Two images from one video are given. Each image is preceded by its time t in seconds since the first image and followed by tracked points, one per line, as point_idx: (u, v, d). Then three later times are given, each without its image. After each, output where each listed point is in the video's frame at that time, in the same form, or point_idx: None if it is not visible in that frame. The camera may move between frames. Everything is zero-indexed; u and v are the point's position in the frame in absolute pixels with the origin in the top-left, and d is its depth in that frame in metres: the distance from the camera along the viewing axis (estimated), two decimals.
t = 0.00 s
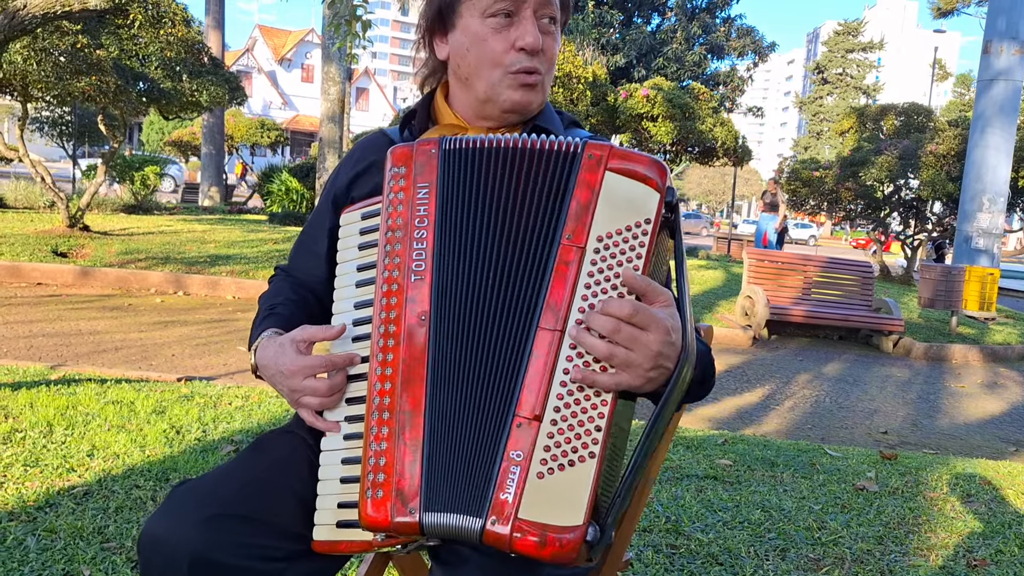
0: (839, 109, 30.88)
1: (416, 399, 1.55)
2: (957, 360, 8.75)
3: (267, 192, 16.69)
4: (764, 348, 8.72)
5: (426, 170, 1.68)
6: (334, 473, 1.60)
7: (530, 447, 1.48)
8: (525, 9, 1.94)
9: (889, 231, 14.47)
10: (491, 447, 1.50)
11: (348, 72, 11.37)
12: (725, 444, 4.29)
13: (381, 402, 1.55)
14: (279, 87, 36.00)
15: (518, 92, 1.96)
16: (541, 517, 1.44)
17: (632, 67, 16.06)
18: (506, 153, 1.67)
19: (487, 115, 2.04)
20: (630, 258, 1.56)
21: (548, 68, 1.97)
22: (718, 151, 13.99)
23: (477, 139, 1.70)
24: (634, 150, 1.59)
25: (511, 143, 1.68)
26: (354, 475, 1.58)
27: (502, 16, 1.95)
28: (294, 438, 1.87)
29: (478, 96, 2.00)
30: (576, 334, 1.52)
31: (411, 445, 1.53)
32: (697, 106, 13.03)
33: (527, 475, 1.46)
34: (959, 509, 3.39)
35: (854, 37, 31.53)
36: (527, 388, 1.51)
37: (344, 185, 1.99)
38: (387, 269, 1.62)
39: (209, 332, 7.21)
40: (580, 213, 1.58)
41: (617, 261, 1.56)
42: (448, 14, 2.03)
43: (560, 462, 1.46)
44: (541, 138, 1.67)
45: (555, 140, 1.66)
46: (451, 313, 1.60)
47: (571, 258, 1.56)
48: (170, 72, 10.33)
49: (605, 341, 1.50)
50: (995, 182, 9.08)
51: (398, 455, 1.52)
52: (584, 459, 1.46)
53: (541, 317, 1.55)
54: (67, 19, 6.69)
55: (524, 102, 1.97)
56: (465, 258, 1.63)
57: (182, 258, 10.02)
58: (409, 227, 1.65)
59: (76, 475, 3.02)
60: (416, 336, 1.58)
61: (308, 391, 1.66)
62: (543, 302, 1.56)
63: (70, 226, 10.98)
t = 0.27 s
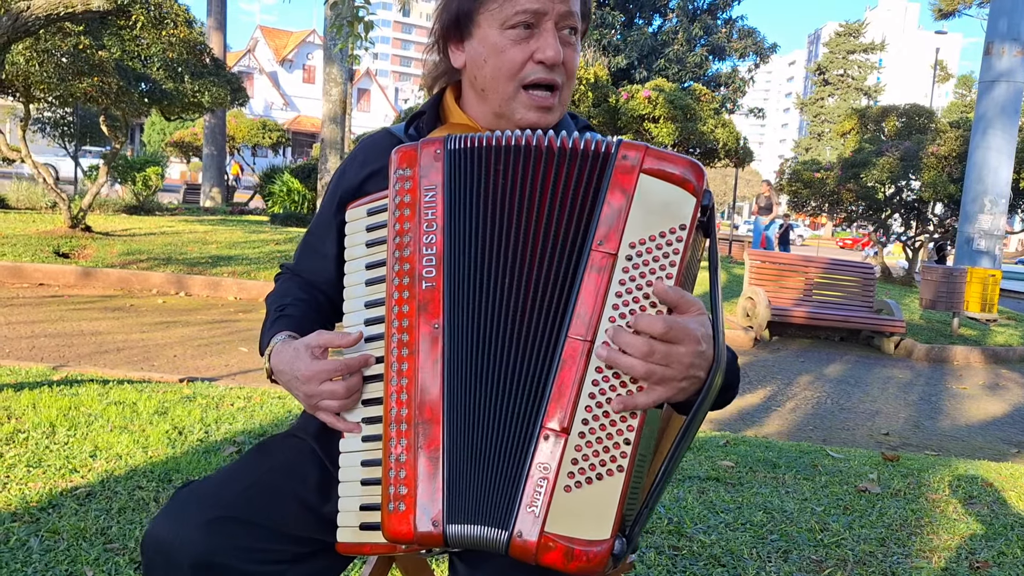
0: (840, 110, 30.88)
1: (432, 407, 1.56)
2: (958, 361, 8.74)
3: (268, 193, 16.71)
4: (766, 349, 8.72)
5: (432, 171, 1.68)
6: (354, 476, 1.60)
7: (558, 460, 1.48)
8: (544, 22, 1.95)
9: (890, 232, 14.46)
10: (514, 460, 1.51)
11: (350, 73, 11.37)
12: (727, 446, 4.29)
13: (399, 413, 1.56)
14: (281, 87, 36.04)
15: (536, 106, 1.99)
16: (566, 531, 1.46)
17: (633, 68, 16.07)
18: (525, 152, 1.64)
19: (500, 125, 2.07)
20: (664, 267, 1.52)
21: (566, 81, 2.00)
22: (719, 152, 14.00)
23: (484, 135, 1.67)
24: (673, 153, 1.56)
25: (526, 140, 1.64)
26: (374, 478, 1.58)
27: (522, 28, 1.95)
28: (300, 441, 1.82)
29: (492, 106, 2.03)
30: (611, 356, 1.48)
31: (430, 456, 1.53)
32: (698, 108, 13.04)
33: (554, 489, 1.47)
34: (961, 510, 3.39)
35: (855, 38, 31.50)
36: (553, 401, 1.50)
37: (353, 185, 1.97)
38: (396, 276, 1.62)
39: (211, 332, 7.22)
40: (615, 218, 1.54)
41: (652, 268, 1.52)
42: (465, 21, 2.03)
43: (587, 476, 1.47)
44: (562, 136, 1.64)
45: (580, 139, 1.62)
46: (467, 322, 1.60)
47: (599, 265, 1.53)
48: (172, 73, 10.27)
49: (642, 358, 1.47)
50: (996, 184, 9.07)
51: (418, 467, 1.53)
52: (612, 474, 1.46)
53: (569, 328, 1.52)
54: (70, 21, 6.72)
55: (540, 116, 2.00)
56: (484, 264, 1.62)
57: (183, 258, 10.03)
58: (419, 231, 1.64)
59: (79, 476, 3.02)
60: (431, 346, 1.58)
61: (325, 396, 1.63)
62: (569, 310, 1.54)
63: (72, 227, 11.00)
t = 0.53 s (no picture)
0: (841, 112, 30.87)
1: (446, 424, 1.58)
2: (962, 363, 8.72)
3: (270, 194, 16.69)
4: (769, 351, 8.71)
5: (443, 178, 1.67)
6: (368, 481, 1.62)
7: (586, 486, 1.48)
8: (565, 24, 1.97)
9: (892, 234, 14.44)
10: (532, 482, 1.52)
11: (352, 74, 11.35)
12: (733, 448, 4.27)
13: (408, 428, 1.59)
14: (282, 89, 36.04)
15: (555, 108, 2.02)
16: (588, 557, 1.47)
17: (635, 69, 16.05)
18: (546, 162, 1.61)
19: (518, 127, 2.10)
20: (699, 289, 1.48)
21: (585, 83, 2.03)
22: (721, 154, 13.97)
23: (496, 141, 1.65)
24: (704, 167, 1.51)
25: (546, 146, 1.61)
26: (388, 485, 1.60)
27: (542, 29, 1.98)
28: (309, 446, 1.79)
29: (510, 108, 2.06)
30: (641, 369, 1.46)
31: (442, 474, 1.56)
32: (701, 109, 13.03)
33: (581, 515, 1.48)
34: (969, 514, 3.38)
35: (856, 39, 31.48)
36: (580, 425, 1.49)
37: (370, 184, 1.96)
38: (406, 286, 1.63)
39: (213, 334, 7.20)
40: (650, 235, 1.51)
41: (686, 288, 1.49)
42: (485, 22, 2.06)
43: (614, 503, 1.47)
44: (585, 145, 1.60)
45: (609, 150, 1.59)
46: (480, 337, 1.60)
47: (625, 285, 1.51)
48: (173, 75, 10.15)
49: (673, 377, 1.45)
50: (999, 186, 9.05)
51: (430, 484, 1.56)
52: (641, 501, 1.46)
53: (598, 349, 1.51)
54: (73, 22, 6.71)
55: (558, 118, 2.03)
56: (498, 279, 1.62)
57: (185, 260, 10.00)
58: (428, 241, 1.64)
59: (83, 479, 3.00)
60: (442, 361, 1.59)
61: (341, 401, 1.62)
62: (590, 330, 1.53)
63: (74, 228, 10.98)
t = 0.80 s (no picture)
0: (842, 114, 30.87)
1: (462, 433, 1.57)
2: (965, 366, 8.70)
3: (272, 196, 16.67)
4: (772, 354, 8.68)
5: (457, 180, 1.67)
6: (382, 492, 1.61)
7: (610, 501, 1.44)
8: (584, 27, 1.94)
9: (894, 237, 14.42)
10: (555, 496, 1.50)
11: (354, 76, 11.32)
12: (739, 453, 4.24)
13: (426, 437, 1.57)
14: (282, 90, 36.04)
15: (573, 113, 1.99)
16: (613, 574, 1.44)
17: (637, 72, 16.04)
18: (566, 164, 1.59)
19: (537, 132, 2.07)
20: (735, 301, 1.42)
21: (605, 90, 1.99)
22: (724, 156, 13.97)
23: (510, 142, 1.65)
24: (748, 172, 1.44)
25: (568, 149, 1.60)
26: (403, 496, 1.59)
27: (560, 33, 1.95)
28: (322, 458, 1.78)
29: (529, 112, 2.03)
30: (684, 404, 1.41)
31: (461, 485, 1.55)
32: (703, 111, 13.02)
33: (606, 530, 1.44)
34: (979, 521, 3.35)
35: (857, 42, 31.45)
36: (608, 437, 1.45)
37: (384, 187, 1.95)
38: (421, 290, 1.62)
39: (216, 337, 7.18)
40: (685, 243, 1.45)
41: (722, 300, 1.43)
42: (503, 26, 2.04)
43: (640, 519, 1.43)
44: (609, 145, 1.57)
45: (636, 152, 1.54)
46: (498, 345, 1.60)
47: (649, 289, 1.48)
48: (177, 76, 10.24)
49: (715, 403, 1.41)
50: (1003, 188, 9.02)
51: (448, 495, 1.55)
52: (668, 519, 1.42)
53: (629, 359, 1.46)
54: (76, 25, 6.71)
55: (578, 122, 2.00)
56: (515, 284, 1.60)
57: (187, 262, 9.98)
58: (444, 244, 1.63)
59: (87, 485, 2.98)
60: (459, 368, 1.58)
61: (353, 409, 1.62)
62: (610, 336, 1.50)
63: (75, 230, 10.97)
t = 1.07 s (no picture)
0: (844, 115, 30.84)
1: (477, 446, 1.55)
2: (969, 369, 8.66)
3: (273, 197, 16.63)
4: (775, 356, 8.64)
5: (473, 185, 1.65)
6: (399, 501, 1.61)
7: (642, 530, 1.42)
8: (587, 19, 1.90)
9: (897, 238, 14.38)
10: (578, 518, 1.48)
11: (356, 77, 11.28)
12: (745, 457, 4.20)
13: (439, 450, 1.57)
14: (283, 92, 36.02)
15: (577, 106, 1.95)
16: None
17: (638, 73, 16.02)
18: (591, 173, 1.56)
19: (542, 128, 2.03)
20: (780, 326, 1.39)
21: (609, 81, 1.95)
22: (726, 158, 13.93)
23: (524, 146, 1.64)
24: (801, 191, 1.40)
25: (592, 153, 1.56)
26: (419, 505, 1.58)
27: (563, 25, 1.91)
28: (331, 467, 1.76)
29: (533, 107, 1.99)
30: (732, 445, 1.37)
31: (475, 499, 1.54)
32: (705, 113, 12.98)
33: (635, 559, 1.42)
34: (990, 527, 3.31)
35: (858, 43, 31.37)
36: (641, 462, 1.42)
37: (392, 191, 1.92)
38: (438, 297, 1.62)
39: (217, 339, 7.14)
40: (729, 262, 1.42)
41: (767, 325, 1.40)
42: (506, 21, 2.02)
43: (670, 550, 1.41)
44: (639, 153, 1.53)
45: (673, 162, 1.50)
46: (516, 356, 1.58)
47: (677, 305, 1.46)
48: (178, 77, 10.16)
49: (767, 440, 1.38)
50: (1006, 190, 8.96)
51: (461, 510, 1.54)
52: (700, 549, 1.39)
53: (666, 381, 1.42)
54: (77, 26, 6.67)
55: (582, 115, 1.96)
56: (534, 295, 1.58)
57: (188, 263, 9.95)
58: (460, 251, 1.63)
59: (89, 490, 2.93)
60: (475, 379, 1.57)
61: (361, 407, 1.62)
62: (633, 351, 1.49)
63: (75, 232, 10.93)
